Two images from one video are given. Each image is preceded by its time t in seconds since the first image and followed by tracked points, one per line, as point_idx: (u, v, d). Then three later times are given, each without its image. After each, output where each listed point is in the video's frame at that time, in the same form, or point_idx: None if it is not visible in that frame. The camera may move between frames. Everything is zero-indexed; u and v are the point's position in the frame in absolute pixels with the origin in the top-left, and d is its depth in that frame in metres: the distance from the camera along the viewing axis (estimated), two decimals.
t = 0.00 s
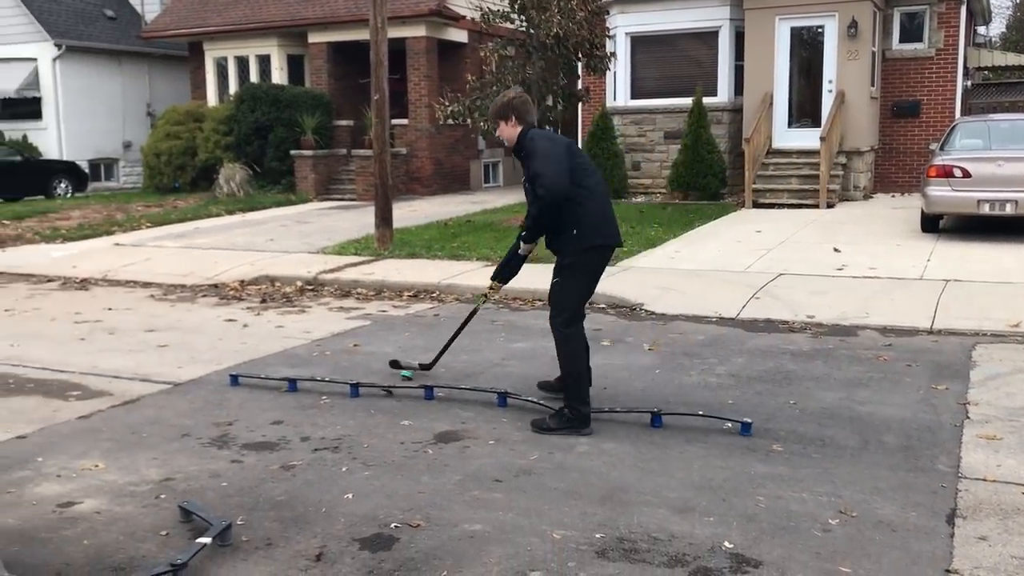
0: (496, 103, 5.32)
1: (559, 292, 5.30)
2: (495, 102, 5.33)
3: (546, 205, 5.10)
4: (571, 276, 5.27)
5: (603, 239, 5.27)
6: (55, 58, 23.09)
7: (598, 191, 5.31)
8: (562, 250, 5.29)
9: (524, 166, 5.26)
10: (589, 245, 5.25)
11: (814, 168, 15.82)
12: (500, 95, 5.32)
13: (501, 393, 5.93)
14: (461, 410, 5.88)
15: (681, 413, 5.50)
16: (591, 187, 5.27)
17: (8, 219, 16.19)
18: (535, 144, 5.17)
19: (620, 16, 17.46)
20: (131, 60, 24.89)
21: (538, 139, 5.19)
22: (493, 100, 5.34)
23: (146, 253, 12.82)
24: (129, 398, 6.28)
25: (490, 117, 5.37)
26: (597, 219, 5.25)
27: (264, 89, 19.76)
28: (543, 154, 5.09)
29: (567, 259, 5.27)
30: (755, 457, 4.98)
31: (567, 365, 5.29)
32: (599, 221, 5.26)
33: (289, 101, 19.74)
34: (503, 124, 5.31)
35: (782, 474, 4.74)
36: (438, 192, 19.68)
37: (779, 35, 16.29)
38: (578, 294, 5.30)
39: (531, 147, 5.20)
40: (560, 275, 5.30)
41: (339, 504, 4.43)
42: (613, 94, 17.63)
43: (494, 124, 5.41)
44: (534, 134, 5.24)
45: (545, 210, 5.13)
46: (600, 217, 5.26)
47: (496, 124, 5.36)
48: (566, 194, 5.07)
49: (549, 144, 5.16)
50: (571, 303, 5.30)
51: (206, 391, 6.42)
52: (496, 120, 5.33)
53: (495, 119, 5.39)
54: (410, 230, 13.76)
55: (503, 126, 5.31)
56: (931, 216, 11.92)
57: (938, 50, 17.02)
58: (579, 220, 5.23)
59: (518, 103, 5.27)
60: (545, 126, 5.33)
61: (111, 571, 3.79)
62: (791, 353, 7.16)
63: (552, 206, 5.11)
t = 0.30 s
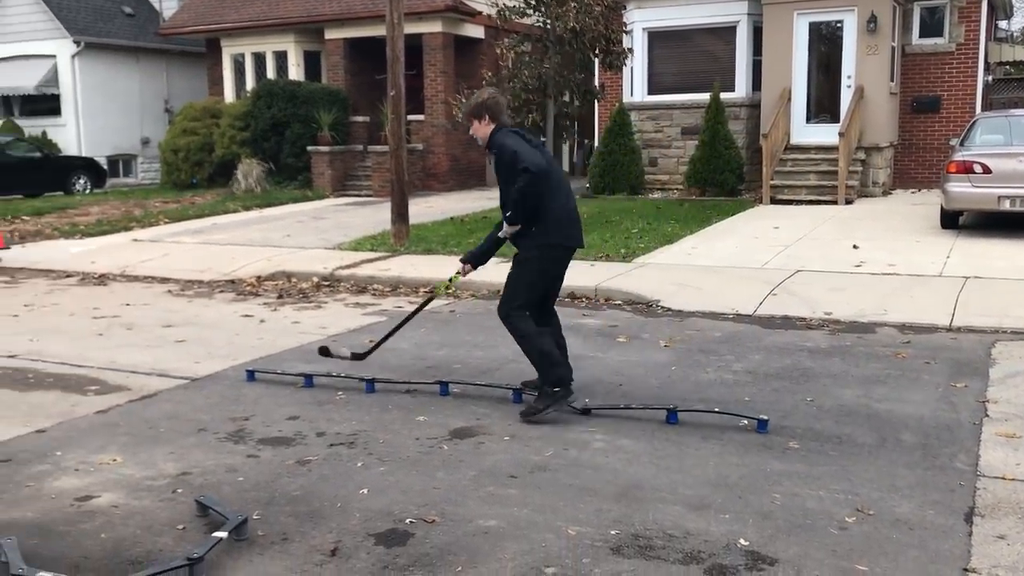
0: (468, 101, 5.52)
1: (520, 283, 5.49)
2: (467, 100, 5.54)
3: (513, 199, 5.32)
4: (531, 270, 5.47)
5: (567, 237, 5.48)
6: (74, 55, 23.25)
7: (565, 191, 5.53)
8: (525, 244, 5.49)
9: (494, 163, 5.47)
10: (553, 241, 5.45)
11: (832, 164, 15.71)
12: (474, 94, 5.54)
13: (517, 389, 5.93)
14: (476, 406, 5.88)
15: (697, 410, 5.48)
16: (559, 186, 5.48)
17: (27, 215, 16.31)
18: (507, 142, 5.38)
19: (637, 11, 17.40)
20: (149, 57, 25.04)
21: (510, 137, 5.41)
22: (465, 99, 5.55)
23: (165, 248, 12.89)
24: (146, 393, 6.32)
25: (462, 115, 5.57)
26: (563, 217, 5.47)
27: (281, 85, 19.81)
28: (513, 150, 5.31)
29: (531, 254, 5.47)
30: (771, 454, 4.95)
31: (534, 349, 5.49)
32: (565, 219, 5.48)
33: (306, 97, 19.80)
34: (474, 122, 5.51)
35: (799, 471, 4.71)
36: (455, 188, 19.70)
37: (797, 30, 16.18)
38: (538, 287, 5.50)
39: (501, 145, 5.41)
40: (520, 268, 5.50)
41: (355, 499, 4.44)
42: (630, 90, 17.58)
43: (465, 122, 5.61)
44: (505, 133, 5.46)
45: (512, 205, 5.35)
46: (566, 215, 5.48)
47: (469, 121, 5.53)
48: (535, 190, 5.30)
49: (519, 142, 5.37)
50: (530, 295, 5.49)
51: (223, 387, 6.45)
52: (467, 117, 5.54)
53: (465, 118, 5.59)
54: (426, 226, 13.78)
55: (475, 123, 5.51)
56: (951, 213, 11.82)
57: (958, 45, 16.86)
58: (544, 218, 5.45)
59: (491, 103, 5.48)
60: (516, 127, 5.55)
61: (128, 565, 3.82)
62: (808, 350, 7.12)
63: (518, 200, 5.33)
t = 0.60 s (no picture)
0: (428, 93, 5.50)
1: (479, 278, 5.54)
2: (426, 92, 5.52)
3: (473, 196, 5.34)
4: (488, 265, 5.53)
5: (525, 233, 5.56)
6: (93, 48, 23.38)
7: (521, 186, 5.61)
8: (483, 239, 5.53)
9: (454, 157, 5.47)
10: (513, 236, 5.53)
11: (851, 159, 15.62)
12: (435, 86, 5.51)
13: (532, 382, 5.94)
14: (491, 398, 5.89)
15: (712, 404, 5.48)
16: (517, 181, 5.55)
17: (47, 207, 16.44)
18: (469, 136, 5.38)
19: (654, 5, 17.33)
20: (168, 50, 25.14)
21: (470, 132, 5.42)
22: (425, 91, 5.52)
23: (183, 241, 12.97)
24: (164, 384, 6.37)
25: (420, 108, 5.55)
26: (521, 213, 5.54)
27: (298, 79, 19.90)
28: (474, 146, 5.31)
29: (489, 249, 5.52)
30: (786, 449, 4.94)
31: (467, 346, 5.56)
32: (523, 215, 5.55)
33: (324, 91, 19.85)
34: (433, 115, 5.50)
35: (815, 466, 4.70)
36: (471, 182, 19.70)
37: (816, 24, 16.07)
38: (495, 281, 5.57)
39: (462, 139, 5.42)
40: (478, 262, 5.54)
41: (370, 490, 4.47)
42: (647, 84, 17.53)
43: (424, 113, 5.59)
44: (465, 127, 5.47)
45: (472, 200, 5.38)
46: (523, 211, 5.55)
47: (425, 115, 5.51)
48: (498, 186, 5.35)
49: (481, 136, 5.39)
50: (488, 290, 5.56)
51: (240, 378, 6.49)
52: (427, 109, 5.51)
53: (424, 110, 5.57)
54: (442, 219, 13.79)
55: (436, 115, 5.49)
56: (970, 208, 11.74)
57: (979, 38, 16.71)
58: (503, 213, 5.51)
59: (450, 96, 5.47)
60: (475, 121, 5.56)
61: (146, 553, 3.85)
62: (825, 345, 7.10)
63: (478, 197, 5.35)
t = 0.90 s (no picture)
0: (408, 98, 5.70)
1: (460, 273, 5.66)
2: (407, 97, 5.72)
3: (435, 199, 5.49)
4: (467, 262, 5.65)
5: (498, 228, 5.62)
6: (122, 42, 23.62)
7: (495, 180, 5.65)
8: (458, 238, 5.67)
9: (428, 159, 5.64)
10: (488, 230, 5.60)
11: (877, 154, 15.50)
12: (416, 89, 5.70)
13: (555, 375, 5.95)
14: (514, 391, 5.92)
15: (736, 399, 5.47)
16: (489, 176, 5.60)
17: (77, 199, 16.67)
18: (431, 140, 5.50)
19: None
20: (196, 44, 25.34)
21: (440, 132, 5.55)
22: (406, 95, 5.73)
23: (211, 234, 13.09)
24: (191, 374, 6.45)
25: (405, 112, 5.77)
26: (493, 208, 5.60)
27: (325, 73, 19.97)
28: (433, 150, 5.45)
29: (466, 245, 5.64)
30: (810, 444, 4.93)
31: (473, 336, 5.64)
32: (496, 209, 5.60)
33: (349, 85, 19.92)
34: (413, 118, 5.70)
35: (839, 461, 4.69)
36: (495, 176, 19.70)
37: (843, 19, 15.95)
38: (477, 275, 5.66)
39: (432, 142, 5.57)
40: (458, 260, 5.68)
41: (395, 481, 4.51)
42: (672, 78, 17.47)
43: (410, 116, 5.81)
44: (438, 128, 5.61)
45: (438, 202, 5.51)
46: (496, 205, 5.60)
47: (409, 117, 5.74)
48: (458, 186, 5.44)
49: (443, 137, 5.49)
50: (472, 287, 5.66)
51: (266, 369, 6.56)
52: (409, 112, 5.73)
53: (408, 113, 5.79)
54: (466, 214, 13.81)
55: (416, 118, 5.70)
56: (1000, 204, 11.61)
57: (1010, 32, 16.49)
58: (475, 209, 5.60)
59: (432, 98, 5.66)
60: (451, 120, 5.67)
61: (174, 541, 3.91)
62: (850, 340, 7.06)
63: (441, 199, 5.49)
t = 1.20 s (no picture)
0: (405, 91, 5.88)
1: (467, 257, 5.92)
2: (401, 91, 5.90)
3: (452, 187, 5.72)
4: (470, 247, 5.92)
5: (504, 214, 5.95)
6: (161, 37, 23.88)
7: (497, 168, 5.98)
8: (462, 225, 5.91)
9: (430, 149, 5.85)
10: (494, 215, 5.92)
11: (917, 149, 15.28)
12: (411, 84, 5.90)
13: (589, 370, 5.94)
14: (547, 386, 5.92)
15: (772, 397, 5.43)
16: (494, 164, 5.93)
17: (117, 192, 16.92)
18: (442, 130, 5.74)
19: None
20: (233, 39, 25.56)
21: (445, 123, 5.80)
22: (401, 88, 5.90)
23: (247, 227, 13.20)
24: (228, 365, 6.52)
25: (398, 105, 5.93)
26: (500, 195, 5.92)
27: (361, 68, 20.11)
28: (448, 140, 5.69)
29: (472, 231, 5.91)
30: (847, 443, 4.88)
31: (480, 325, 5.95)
32: (502, 195, 5.93)
33: (384, 80, 19.97)
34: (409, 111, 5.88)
35: (876, 460, 4.64)
36: (528, 170, 19.65)
37: (883, 12, 15.73)
38: (482, 259, 5.96)
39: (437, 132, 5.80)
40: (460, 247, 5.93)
41: (429, 474, 4.53)
42: (708, 72, 17.34)
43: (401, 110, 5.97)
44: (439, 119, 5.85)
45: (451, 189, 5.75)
46: (502, 191, 5.93)
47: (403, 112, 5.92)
48: (474, 174, 5.72)
49: (454, 128, 5.77)
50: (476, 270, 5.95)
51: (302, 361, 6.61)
52: (404, 105, 5.89)
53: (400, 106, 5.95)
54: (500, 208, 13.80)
55: (413, 111, 5.89)
56: None
57: None
58: (482, 195, 5.89)
59: (426, 92, 5.89)
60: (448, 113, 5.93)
61: (212, 530, 3.96)
62: (887, 338, 6.97)
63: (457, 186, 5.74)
